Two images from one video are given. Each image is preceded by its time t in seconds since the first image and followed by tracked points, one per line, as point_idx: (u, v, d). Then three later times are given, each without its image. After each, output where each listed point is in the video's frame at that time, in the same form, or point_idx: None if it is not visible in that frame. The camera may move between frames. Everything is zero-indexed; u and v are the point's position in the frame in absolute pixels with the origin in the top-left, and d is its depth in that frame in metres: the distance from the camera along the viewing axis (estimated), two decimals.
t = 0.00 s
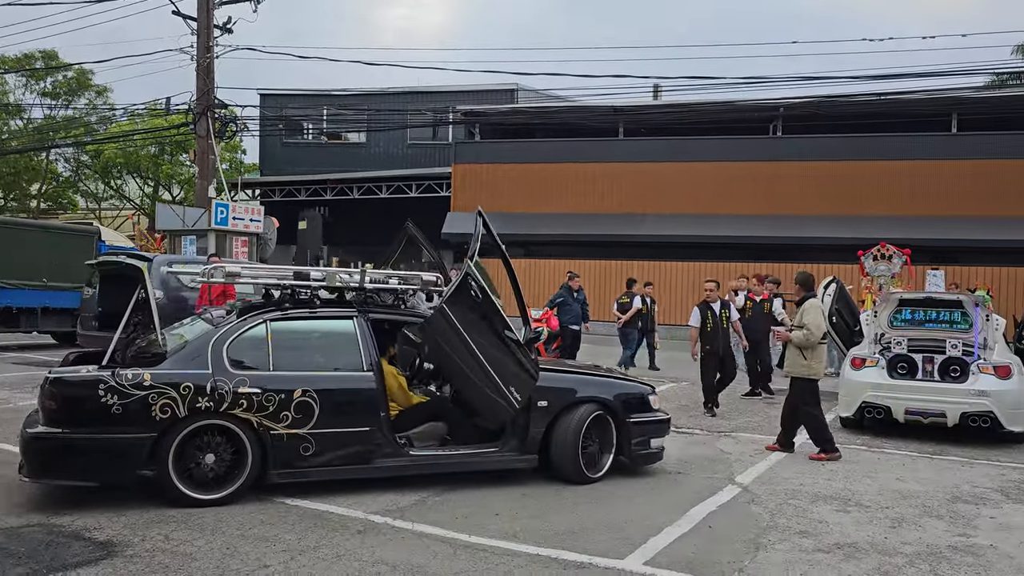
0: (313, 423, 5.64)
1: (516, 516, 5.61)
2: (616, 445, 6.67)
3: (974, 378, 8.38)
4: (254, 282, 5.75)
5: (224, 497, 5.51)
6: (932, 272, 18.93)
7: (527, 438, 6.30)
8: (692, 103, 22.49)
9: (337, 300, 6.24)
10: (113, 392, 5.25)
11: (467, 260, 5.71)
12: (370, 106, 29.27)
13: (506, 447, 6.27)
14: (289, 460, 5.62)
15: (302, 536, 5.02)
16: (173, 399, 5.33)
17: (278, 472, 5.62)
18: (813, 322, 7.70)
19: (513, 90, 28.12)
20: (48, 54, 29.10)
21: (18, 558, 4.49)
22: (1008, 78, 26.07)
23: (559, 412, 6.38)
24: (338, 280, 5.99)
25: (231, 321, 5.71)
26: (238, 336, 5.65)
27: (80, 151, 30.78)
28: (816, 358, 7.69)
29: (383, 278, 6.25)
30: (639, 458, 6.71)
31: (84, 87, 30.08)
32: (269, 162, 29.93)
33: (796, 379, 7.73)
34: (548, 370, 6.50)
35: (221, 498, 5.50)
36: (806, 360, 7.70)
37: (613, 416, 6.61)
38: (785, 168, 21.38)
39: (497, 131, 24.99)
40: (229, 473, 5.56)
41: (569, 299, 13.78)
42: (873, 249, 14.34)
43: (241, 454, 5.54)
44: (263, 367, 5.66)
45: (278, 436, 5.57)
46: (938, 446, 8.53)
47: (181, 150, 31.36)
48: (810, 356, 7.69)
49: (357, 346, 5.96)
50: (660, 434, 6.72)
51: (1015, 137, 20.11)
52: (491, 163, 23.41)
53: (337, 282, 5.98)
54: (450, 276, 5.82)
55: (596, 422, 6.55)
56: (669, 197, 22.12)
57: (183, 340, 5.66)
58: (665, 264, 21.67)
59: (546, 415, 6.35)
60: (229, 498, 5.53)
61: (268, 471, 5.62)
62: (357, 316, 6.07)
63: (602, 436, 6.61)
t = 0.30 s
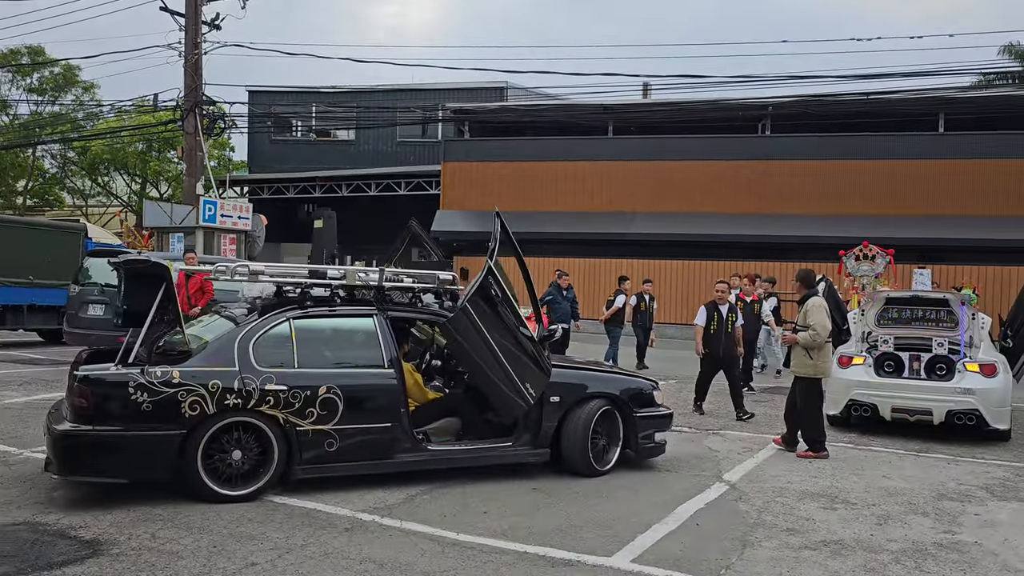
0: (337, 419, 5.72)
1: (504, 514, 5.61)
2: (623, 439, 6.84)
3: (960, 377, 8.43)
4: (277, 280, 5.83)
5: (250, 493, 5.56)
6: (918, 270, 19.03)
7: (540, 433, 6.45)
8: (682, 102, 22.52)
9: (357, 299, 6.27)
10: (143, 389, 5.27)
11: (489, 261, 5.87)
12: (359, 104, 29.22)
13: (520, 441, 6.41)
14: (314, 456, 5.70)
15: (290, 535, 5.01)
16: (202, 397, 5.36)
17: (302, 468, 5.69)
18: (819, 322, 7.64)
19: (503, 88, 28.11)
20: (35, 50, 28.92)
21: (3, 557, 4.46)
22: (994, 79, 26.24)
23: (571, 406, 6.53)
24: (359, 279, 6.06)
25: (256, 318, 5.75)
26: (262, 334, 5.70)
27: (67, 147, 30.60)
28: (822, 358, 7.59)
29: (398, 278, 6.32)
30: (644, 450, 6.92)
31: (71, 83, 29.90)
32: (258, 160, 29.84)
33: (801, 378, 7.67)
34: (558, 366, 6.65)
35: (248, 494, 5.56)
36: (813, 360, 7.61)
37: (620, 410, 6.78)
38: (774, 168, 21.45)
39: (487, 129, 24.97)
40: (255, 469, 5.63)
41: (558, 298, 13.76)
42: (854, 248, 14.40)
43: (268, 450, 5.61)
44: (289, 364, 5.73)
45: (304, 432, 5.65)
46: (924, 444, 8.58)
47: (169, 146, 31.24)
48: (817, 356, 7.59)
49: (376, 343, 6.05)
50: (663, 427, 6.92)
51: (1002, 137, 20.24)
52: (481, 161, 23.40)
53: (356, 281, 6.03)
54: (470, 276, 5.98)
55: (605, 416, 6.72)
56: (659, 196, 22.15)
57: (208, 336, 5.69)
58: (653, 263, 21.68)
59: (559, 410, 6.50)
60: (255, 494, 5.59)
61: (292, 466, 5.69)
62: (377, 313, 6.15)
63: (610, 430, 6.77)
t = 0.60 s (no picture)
0: (364, 417, 5.84)
1: (496, 514, 5.60)
2: (631, 435, 7.06)
3: (950, 377, 8.46)
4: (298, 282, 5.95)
5: (280, 490, 5.64)
6: (909, 270, 19.10)
7: (555, 430, 6.63)
8: (675, 102, 22.55)
9: (378, 299, 6.35)
10: (177, 387, 5.34)
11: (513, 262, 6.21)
12: (352, 103, 29.17)
13: (535, 437, 6.59)
14: (341, 453, 5.80)
15: (282, 535, 4.99)
16: (234, 395, 5.45)
17: (329, 465, 5.79)
18: (817, 322, 7.61)
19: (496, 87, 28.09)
20: (25, 47, 28.78)
21: None
22: (986, 79, 26.34)
23: (584, 404, 6.73)
24: (382, 279, 6.14)
25: (282, 318, 5.84)
26: (291, 332, 5.79)
27: (58, 145, 30.46)
28: (820, 358, 7.63)
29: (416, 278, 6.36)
30: (651, 446, 7.15)
31: (62, 81, 29.77)
32: (250, 158, 29.78)
33: (800, 378, 7.66)
34: (571, 364, 6.88)
35: (277, 491, 5.64)
36: (809, 360, 7.65)
37: (629, 408, 7.01)
38: (767, 168, 21.51)
39: (480, 129, 24.96)
40: (283, 466, 5.71)
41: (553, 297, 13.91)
42: (839, 248, 14.45)
43: (298, 448, 5.70)
44: (316, 363, 5.83)
45: (332, 429, 5.75)
46: (915, 444, 8.61)
47: (161, 145, 31.13)
48: (813, 356, 7.63)
49: (399, 342, 6.16)
50: (668, 423, 7.16)
51: (993, 138, 20.32)
52: (474, 160, 23.38)
53: (378, 281, 6.11)
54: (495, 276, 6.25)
55: (616, 413, 6.93)
56: (652, 196, 22.17)
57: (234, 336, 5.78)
58: (645, 263, 21.68)
59: (572, 408, 6.69)
60: (285, 491, 5.67)
61: (319, 463, 5.78)
62: (398, 313, 6.25)
63: (619, 426, 6.98)
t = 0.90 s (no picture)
0: (390, 415, 5.93)
1: (491, 514, 5.60)
2: (640, 432, 7.24)
3: (944, 377, 8.48)
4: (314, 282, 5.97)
5: (310, 488, 5.71)
6: (903, 271, 19.16)
7: (570, 427, 6.78)
8: (670, 103, 22.58)
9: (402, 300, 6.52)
10: (212, 388, 5.38)
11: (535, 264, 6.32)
12: (347, 103, 29.14)
13: (551, 434, 6.74)
14: (368, 451, 5.88)
15: (276, 535, 4.99)
16: (265, 394, 5.50)
17: (356, 462, 5.87)
18: (815, 320, 7.57)
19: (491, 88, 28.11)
20: (18, 46, 28.67)
21: None
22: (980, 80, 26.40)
23: (598, 401, 6.90)
24: (404, 281, 6.27)
25: (310, 318, 5.91)
26: (319, 332, 5.86)
27: (51, 145, 30.35)
28: (821, 354, 7.63)
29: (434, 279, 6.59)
30: (659, 443, 7.35)
31: (55, 80, 29.67)
32: (244, 158, 29.75)
33: (801, 376, 7.70)
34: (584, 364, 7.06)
35: (308, 489, 5.71)
36: (810, 357, 7.66)
37: (640, 407, 7.18)
38: (762, 169, 21.55)
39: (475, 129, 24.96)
40: (312, 464, 5.79)
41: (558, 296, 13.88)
42: (827, 249, 14.49)
43: (327, 446, 5.78)
44: (344, 363, 5.91)
45: (360, 428, 5.83)
46: (910, 444, 8.62)
47: (155, 144, 31.04)
48: (814, 353, 7.64)
49: (422, 341, 6.27)
50: (674, 421, 7.36)
51: (987, 139, 20.40)
52: (469, 160, 23.37)
53: (400, 282, 6.24)
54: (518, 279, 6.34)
55: (627, 411, 7.11)
56: (647, 196, 22.20)
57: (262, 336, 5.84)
58: (640, 263, 21.72)
59: (587, 406, 6.85)
60: (315, 489, 5.75)
61: (347, 461, 5.86)
62: (420, 313, 6.36)
63: (630, 424, 7.15)
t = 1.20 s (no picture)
0: (414, 413, 6.04)
1: (488, 514, 5.60)
2: (648, 429, 7.43)
3: (941, 377, 8.49)
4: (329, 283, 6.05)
5: (338, 484, 5.82)
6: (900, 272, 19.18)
7: (583, 424, 6.95)
8: (668, 103, 22.58)
9: (422, 299, 6.65)
10: (242, 386, 5.47)
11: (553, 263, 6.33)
12: (344, 102, 29.13)
13: (566, 430, 6.90)
14: (393, 448, 6.01)
15: (274, 535, 4.98)
16: (295, 393, 5.60)
17: (381, 459, 5.99)
18: (820, 319, 7.43)
19: (488, 88, 28.12)
20: (15, 46, 28.63)
21: None
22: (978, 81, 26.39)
23: (610, 399, 7.08)
24: (423, 281, 6.41)
25: (336, 317, 6.02)
26: (344, 332, 5.98)
27: (48, 144, 30.31)
28: (824, 354, 7.47)
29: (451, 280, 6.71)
30: (667, 439, 7.55)
31: (52, 80, 29.64)
32: (241, 158, 29.74)
33: (804, 376, 7.55)
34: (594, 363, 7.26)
35: (336, 485, 5.82)
36: (814, 357, 7.49)
37: (649, 404, 7.39)
38: (760, 169, 21.57)
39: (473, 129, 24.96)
40: (339, 461, 5.89)
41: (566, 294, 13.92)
42: (814, 249, 14.50)
43: (354, 443, 5.89)
44: (369, 362, 6.01)
45: (385, 425, 5.94)
46: (907, 444, 8.62)
47: (152, 144, 30.98)
48: (818, 353, 7.47)
49: (441, 340, 6.38)
50: (680, 418, 7.59)
51: (984, 140, 20.44)
52: (467, 160, 23.37)
53: (420, 282, 6.35)
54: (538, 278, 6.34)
55: (637, 407, 7.30)
56: (644, 196, 22.21)
57: (289, 335, 5.95)
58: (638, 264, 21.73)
59: (599, 403, 7.03)
60: (342, 485, 5.85)
61: (372, 458, 5.98)
62: (441, 312, 6.48)
63: (639, 421, 7.34)
